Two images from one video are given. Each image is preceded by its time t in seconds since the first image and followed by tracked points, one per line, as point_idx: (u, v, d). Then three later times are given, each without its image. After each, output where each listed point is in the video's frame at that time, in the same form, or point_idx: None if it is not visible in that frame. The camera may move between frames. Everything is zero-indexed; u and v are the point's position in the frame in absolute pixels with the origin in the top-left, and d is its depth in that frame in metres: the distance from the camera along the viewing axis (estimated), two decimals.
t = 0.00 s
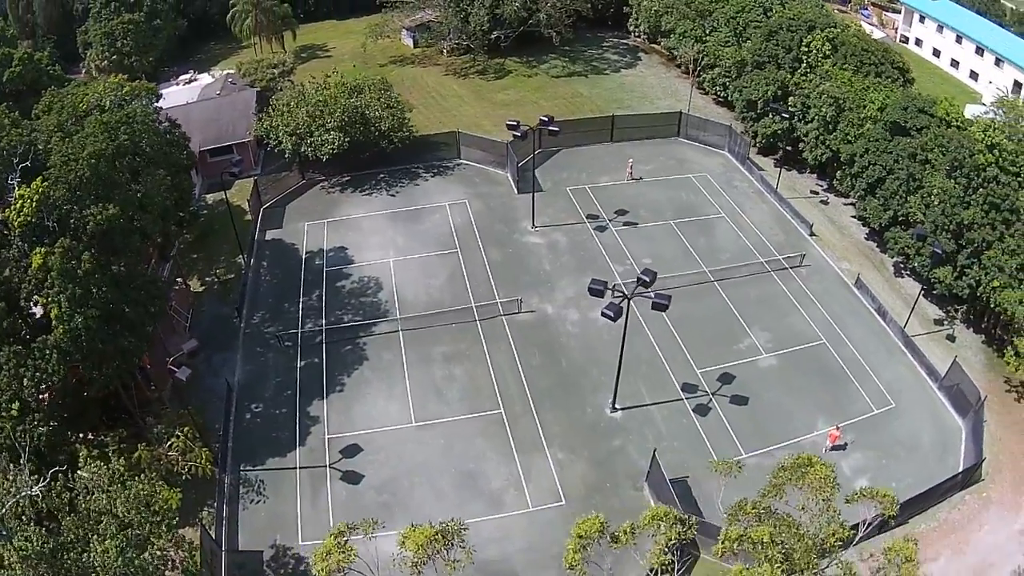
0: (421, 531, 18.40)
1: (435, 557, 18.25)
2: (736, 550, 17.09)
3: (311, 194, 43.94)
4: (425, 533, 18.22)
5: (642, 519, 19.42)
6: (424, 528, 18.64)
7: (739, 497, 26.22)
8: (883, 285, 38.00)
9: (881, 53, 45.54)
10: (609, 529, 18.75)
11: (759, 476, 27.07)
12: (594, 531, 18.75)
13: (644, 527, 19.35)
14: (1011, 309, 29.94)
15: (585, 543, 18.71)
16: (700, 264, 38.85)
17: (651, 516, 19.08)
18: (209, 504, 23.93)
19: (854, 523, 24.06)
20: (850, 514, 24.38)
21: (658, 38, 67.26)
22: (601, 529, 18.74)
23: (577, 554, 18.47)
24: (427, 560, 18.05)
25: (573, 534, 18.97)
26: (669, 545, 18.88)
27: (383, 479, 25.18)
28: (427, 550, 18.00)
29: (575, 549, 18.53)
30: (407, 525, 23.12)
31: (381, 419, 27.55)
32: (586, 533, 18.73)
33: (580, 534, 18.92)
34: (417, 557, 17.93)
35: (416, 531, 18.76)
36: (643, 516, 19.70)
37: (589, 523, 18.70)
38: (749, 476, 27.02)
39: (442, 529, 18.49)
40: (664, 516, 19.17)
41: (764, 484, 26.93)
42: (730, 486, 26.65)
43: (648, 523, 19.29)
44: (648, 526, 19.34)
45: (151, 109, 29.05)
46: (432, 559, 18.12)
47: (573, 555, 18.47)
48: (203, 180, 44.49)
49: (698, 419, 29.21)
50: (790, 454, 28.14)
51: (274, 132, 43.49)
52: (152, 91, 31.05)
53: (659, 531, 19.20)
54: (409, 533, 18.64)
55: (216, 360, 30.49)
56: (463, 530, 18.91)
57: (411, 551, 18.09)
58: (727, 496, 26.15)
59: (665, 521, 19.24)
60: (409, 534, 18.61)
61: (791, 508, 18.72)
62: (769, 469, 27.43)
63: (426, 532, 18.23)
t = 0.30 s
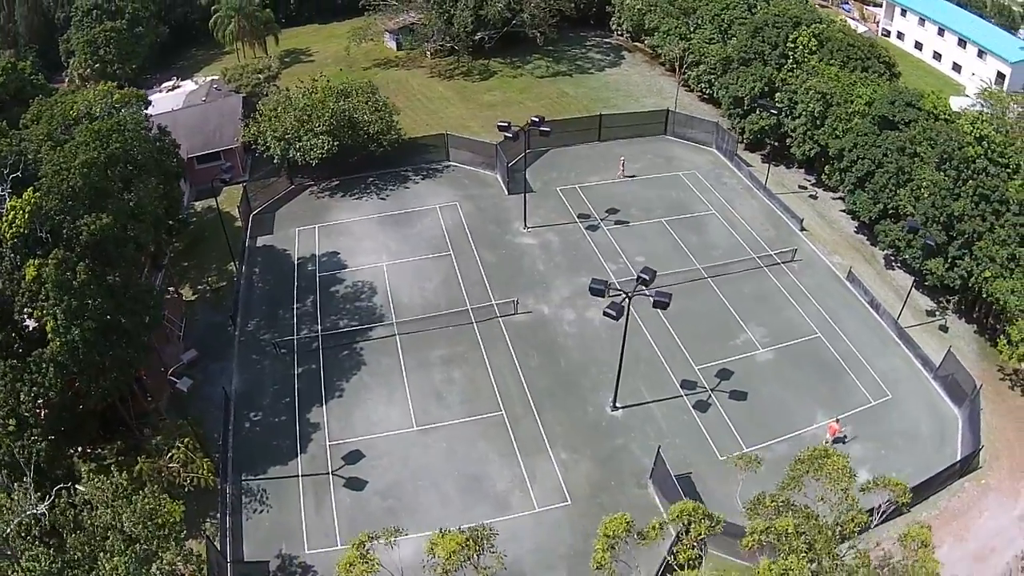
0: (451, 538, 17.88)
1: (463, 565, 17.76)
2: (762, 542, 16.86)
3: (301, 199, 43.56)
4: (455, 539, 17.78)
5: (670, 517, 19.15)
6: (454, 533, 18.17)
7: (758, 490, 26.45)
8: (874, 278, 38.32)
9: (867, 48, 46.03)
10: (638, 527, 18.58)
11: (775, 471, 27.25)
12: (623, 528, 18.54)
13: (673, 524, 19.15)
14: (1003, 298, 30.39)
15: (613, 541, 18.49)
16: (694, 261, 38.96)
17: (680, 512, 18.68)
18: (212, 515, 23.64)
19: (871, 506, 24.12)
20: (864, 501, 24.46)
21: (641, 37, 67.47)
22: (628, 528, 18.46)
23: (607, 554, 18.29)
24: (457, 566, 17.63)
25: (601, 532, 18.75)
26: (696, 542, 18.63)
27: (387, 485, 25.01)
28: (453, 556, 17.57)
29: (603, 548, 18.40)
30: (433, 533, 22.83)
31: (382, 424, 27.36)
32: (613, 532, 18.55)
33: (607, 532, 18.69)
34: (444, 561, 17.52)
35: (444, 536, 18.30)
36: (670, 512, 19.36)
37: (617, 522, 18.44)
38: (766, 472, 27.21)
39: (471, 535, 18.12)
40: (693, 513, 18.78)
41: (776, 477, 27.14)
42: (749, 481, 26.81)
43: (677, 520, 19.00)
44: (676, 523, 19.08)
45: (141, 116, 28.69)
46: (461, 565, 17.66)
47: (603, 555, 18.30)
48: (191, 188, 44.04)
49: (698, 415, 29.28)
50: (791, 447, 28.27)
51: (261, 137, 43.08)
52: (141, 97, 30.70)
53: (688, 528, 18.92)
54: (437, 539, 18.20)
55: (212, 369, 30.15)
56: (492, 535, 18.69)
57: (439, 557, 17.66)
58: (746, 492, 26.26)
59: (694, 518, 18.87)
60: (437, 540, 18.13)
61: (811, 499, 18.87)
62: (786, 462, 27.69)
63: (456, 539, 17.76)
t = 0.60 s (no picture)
0: (484, 544, 17.77)
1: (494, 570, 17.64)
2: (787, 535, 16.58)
3: (293, 204, 43.22)
4: (488, 545, 17.69)
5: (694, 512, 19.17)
6: (486, 538, 18.09)
7: (777, 484, 26.67)
8: (869, 272, 38.56)
9: (856, 44, 46.37)
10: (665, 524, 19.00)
11: (793, 465, 27.47)
12: (650, 526, 18.88)
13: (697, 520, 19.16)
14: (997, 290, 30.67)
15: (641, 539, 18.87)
16: (690, 258, 39.03)
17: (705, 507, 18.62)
18: (217, 524, 23.39)
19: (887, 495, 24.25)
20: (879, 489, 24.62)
21: (628, 36, 67.59)
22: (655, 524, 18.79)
23: (638, 550, 18.66)
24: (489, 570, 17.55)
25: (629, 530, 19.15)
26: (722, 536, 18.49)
27: (393, 490, 24.84)
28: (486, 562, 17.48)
29: (633, 544, 18.78)
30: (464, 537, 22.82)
31: (385, 429, 27.17)
32: (641, 530, 18.90)
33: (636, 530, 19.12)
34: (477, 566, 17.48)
35: (476, 541, 18.24)
36: (697, 509, 19.42)
37: (644, 519, 18.87)
38: (784, 466, 27.40)
39: (503, 539, 18.07)
40: (717, 507, 18.76)
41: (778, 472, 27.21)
42: (768, 476, 27.00)
43: (703, 515, 19.00)
44: (701, 519, 19.06)
45: (134, 122, 28.32)
46: (494, 569, 17.60)
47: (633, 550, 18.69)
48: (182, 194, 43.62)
49: (700, 412, 29.32)
50: (793, 442, 28.38)
51: (252, 142, 42.70)
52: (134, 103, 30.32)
53: (712, 522, 18.91)
54: (469, 543, 18.13)
55: (210, 376, 29.84)
56: (523, 538, 18.57)
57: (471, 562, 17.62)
58: (765, 487, 26.43)
59: (720, 513, 18.86)
60: (468, 546, 18.03)
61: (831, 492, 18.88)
62: (805, 455, 27.88)
63: (489, 545, 17.69)
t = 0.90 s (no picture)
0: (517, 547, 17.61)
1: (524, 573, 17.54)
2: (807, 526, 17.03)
3: (284, 209, 42.80)
4: (518, 547, 17.58)
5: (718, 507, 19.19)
6: (519, 541, 17.90)
7: (794, 476, 26.79)
8: (862, 266, 38.80)
9: (844, 40, 46.70)
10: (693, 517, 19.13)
11: (810, 457, 27.65)
12: (678, 522, 19.05)
13: (720, 516, 19.26)
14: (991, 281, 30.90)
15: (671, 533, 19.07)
16: (684, 256, 39.13)
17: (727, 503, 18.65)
18: (222, 534, 23.14)
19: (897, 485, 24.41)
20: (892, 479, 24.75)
21: (614, 35, 67.68)
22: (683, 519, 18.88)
23: (668, 543, 18.94)
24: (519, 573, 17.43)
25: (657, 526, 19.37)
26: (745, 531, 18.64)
27: (398, 494, 24.67)
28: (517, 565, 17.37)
29: (662, 539, 19.04)
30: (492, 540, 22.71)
31: (387, 434, 26.98)
32: (669, 526, 19.09)
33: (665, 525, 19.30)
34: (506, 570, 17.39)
35: (505, 544, 18.10)
36: (721, 503, 19.38)
37: (671, 516, 19.01)
38: (800, 459, 27.54)
39: (534, 541, 17.98)
40: (741, 503, 18.74)
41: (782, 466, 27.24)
42: (786, 470, 27.12)
43: (727, 510, 18.98)
44: (725, 514, 19.07)
45: (127, 129, 27.95)
46: (526, 572, 17.53)
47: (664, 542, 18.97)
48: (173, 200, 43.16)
49: (702, 408, 29.39)
50: (794, 435, 28.50)
51: (242, 146, 42.30)
52: (125, 109, 29.91)
53: (736, 517, 18.93)
54: (498, 546, 18.01)
55: (208, 384, 29.50)
56: (552, 539, 18.36)
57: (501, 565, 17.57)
58: (784, 481, 26.52)
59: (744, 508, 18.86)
60: (497, 549, 17.96)
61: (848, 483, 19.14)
62: (821, 447, 28.08)
63: (519, 547, 17.59)
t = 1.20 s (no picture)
0: (547, 547, 18.62)
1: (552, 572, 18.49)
2: (827, 516, 18.55)
3: (275, 214, 42.30)
4: (548, 548, 18.62)
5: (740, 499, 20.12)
6: (549, 541, 18.92)
7: (808, 470, 26.89)
8: (855, 260, 39.02)
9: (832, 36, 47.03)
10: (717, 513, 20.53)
11: (824, 451, 27.74)
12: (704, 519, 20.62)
13: (742, 509, 20.21)
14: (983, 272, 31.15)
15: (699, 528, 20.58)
16: (679, 253, 39.21)
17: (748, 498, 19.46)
18: (227, 544, 22.92)
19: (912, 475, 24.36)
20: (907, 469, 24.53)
21: (599, 34, 67.70)
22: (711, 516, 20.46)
23: (695, 538, 20.37)
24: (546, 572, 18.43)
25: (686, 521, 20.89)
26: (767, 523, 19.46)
27: (404, 499, 24.52)
28: (543, 565, 18.37)
29: (690, 534, 20.52)
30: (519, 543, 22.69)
31: (390, 438, 26.81)
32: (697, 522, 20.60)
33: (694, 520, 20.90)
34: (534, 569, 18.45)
35: (535, 544, 19.15)
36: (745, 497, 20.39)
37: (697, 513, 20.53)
38: (815, 453, 27.63)
39: (562, 543, 18.92)
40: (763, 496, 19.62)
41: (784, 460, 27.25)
42: (801, 464, 27.23)
43: (748, 503, 19.91)
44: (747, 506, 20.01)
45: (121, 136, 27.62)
46: (554, 571, 18.50)
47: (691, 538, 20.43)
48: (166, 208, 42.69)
49: (703, 404, 29.44)
50: (795, 429, 28.60)
51: (232, 152, 41.87)
52: (117, 116, 29.55)
53: (758, 509, 19.83)
54: (527, 550, 18.97)
55: (205, 393, 29.18)
56: (581, 542, 19.28)
57: (528, 565, 18.58)
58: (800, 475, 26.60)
59: (766, 501, 19.74)
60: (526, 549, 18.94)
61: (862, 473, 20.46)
62: (834, 440, 28.22)
63: (548, 548, 18.61)
